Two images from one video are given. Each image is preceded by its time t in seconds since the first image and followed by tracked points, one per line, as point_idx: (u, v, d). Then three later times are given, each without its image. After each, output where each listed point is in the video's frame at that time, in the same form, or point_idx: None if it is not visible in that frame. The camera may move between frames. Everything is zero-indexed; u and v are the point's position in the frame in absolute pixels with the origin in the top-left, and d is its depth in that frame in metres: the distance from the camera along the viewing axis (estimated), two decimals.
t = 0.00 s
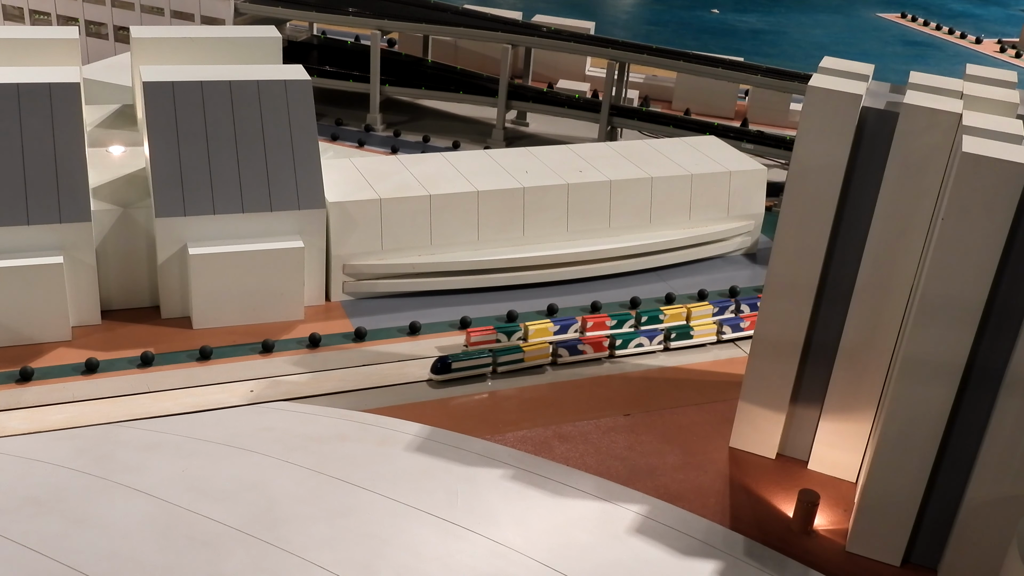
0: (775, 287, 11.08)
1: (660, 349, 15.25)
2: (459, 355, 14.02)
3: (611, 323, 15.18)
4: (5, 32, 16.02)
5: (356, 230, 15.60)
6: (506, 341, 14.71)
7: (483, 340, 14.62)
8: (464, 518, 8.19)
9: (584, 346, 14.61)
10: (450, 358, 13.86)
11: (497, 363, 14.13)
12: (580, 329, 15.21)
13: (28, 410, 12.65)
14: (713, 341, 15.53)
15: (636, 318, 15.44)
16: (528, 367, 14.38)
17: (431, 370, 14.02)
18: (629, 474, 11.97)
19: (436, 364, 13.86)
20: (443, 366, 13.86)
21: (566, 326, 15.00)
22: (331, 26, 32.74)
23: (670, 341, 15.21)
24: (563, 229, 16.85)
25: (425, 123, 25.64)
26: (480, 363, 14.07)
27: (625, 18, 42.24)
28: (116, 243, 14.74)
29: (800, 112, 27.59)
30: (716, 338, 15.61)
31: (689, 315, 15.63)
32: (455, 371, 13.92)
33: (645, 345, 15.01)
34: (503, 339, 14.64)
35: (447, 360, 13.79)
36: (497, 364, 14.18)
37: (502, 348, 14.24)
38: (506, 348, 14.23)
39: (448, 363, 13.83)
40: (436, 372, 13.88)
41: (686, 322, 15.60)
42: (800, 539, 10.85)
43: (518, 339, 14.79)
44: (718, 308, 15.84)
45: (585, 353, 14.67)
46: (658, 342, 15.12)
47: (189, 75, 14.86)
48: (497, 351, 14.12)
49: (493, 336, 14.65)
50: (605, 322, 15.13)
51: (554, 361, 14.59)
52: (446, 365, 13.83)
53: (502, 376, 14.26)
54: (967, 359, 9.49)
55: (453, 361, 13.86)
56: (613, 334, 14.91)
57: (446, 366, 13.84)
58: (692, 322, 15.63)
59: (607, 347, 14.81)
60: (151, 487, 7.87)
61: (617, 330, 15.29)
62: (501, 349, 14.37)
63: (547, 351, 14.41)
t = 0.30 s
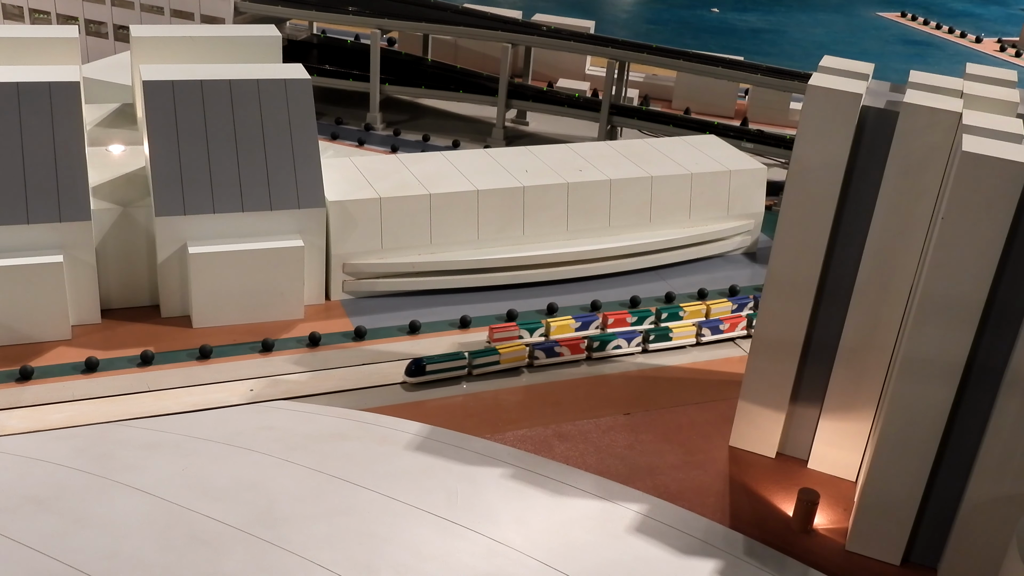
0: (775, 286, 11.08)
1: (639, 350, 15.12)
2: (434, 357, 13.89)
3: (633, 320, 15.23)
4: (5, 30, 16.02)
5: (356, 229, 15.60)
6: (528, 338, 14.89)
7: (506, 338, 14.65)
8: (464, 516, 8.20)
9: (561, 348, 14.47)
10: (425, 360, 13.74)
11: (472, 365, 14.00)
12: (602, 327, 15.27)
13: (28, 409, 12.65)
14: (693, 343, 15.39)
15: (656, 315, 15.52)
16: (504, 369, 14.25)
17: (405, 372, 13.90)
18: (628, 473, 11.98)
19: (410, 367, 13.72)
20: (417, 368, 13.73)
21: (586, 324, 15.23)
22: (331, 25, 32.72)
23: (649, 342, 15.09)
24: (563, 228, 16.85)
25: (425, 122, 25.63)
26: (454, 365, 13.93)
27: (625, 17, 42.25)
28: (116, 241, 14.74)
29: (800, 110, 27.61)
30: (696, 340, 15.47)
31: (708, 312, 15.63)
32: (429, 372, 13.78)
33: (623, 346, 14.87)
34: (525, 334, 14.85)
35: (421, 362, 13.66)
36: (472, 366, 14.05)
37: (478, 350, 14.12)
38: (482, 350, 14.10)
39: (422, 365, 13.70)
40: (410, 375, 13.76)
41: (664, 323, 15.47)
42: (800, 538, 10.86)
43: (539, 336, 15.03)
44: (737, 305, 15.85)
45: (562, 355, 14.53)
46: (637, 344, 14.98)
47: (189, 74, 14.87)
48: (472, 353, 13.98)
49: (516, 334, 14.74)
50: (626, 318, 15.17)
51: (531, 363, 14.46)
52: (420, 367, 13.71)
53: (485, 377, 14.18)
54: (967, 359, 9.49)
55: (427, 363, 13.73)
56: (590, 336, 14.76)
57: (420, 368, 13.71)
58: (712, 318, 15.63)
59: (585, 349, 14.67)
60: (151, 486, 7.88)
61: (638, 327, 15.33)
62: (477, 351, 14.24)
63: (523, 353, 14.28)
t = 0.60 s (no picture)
0: (775, 285, 11.09)
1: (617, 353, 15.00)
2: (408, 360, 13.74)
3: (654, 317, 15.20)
4: (5, 30, 16.02)
5: (356, 228, 15.60)
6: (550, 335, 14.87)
7: (529, 335, 14.68)
8: (464, 516, 8.21)
9: (538, 350, 14.33)
10: (398, 363, 13.59)
11: (447, 368, 13.87)
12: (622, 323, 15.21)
13: (29, 408, 12.65)
14: (671, 345, 15.28)
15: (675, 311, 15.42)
16: (478, 372, 14.13)
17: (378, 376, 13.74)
18: (628, 472, 11.98)
19: (383, 369, 13.57)
20: (391, 371, 13.57)
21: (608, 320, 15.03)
22: (330, 24, 32.70)
23: (627, 345, 14.95)
24: (563, 227, 16.85)
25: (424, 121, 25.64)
26: (429, 368, 13.79)
27: (624, 16, 42.25)
28: (116, 240, 14.75)
29: (800, 109, 27.63)
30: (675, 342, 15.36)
31: (728, 309, 15.64)
32: (403, 376, 13.63)
33: (600, 349, 14.72)
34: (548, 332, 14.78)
35: (395, 364, 13.50)
36: (447, 369, 13.92)
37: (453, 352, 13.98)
38: (457, 352, 13.97)
39: (396, 368, 13.54)
40: (383, 377, 13.60)
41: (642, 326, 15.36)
42: (800, 538, 10.87)
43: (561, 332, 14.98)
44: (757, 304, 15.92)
45: (538, 357, 14.39)
46: (614, 346, 14.84)
47: (189, 73, 14.87)
48: (447, 355, 13.85)
49: (538, 330, 14.74)
50: (648, 315, 15.15)
51: (506, 366, 14.33)
52: (394, 370, 13.55)
53: (480, 376, 14.17)
54: (967, 358, 9.50)
55: (401, 365, 13.58)
56: (567, 338, 14.64)
57: (394, 371, 13.56)
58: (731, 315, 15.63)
59: (562, 351, 14.55)
60: (151, 485, 7.88)
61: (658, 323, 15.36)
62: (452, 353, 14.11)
63: (499, 355, 14.16)
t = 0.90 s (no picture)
0: (774, 284, 11.10)
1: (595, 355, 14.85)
2: (381, 362, 13.64)
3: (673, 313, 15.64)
4: (5, 29, 16.01)
5: (356, 228, 15.60)
6: (572, 331, 15.27)
7: (551, 330, 15.09)
8: (464, 515, 8.21)
9: (514, 353, 14.20)
10: (371, 366, 13.51)
11: (421, 371, 13.77)
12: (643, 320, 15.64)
13: (28, 407, 12.65)
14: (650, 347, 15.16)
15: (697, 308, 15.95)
16: (453, 375, 14.01)
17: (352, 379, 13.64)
18: (628, 472, 11.98)
19: (356, 372, 13.46)
20: (364, 373, 13.47)
21: (629, 317, 15.54)
22: (330, 24, 32.68)
23: (605, 346, 14.79)
24: (563, 227, 16.85)
25: (424, 121, 25.63)
26: (403, 371, 13.68)
27: (625, 16, 42.24)
28: (115, 239, 14.74)
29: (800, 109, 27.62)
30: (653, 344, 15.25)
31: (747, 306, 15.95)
32: (376, 379, 13.52)
33: (578, 351, 14.59)
34: (569, 328, 15.19)
35: (368, 367, 13.41)
36: (421, 371, 13.81)
37: (427, 355, 13.87)
38: (431, 355, 13.85)
39: (368, 371, 13.44)
40: (356, 380, 13.49)
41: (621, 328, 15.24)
42: (800, 537, 10.87)
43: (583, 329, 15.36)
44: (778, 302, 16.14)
45: (514, 360, 14.26)
46: (592, 348, 14.70)
47: (189, 73, 14.87)
48: (420, 358, 13.74)
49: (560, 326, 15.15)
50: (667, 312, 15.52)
51: (481, 368, 14.21)
52: (368, 373, 13.46)
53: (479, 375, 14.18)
54: (966, 358, 9.51)
55: (374, 368, 13.48)
56: (544, 341, 14.50)
57: (367, 374, 13.46)
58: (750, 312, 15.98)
59: (538, 353, 14.41)
60: (151, 484, 7.88)
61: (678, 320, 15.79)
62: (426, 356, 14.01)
63: (474, 358, 14.05)
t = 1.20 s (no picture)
0: (774, 284, 11.09)
1: (572, 358, 14.72)
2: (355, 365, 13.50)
3: (693, 311, 15.75)
4: (5, 28, 16.01)
5: (356, 227, 15.59)
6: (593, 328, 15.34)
7: (573, 327, 15.19)
8: (463, 514, 8.21)
9: (489, 355, 14.07)
10: (344, 368, 13.38)
11: (395, 374, 13.62)
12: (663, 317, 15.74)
13: (28, 407, 12.64)
14: (627, 350, 15.03)
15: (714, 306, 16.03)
16: (428, 378, 13.86)
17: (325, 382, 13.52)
18: (628, 471, 11.98)
19: (329, 374, 13.34)
20: (336, 376, 13.34)
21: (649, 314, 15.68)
22: (330, 23, 32.68)
23: (581, 350, 14.65)
24: (563, 226, 16.85)
25: (424, 120, 25.62)
26: (377, 373, 13.55)
27: (625, 15, 42.23)
28: (115, 238, 14.74)
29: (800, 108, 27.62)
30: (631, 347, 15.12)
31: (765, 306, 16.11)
32: (349, 381, 13.40)
33: (554, 354, 14.45)
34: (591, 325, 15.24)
35: (340, 369, 13.28)
36: (396, 374, 13.66)
37: (401, 358, 13.72)
38: (405, 358, 13.70)
39: (341, 374, 13.32)
40: (328, 383, 13.37)
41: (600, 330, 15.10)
42: (800, 537, 10.87)
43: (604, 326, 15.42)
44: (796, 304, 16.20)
45: (490, 362, 14.13)
46: (569, 351, 14.57)
47: (188, 72, 14.87)
48: (394, 361, 13.60)
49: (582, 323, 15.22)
50: (687, 309, 15.72)
51: (457, 371, 14.07)
52: (341, 375, 13.33)
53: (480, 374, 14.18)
54: (966, 357, 9.51)
55: (347, 371, 13.36)
56: (520, 343, 14.35)
57: (339, 376, 13.33)
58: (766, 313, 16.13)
59: (515, 356, 14.27)
60: (151, 483, 7.88)
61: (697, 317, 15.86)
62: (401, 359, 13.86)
63: (449, 361, 13.91)
